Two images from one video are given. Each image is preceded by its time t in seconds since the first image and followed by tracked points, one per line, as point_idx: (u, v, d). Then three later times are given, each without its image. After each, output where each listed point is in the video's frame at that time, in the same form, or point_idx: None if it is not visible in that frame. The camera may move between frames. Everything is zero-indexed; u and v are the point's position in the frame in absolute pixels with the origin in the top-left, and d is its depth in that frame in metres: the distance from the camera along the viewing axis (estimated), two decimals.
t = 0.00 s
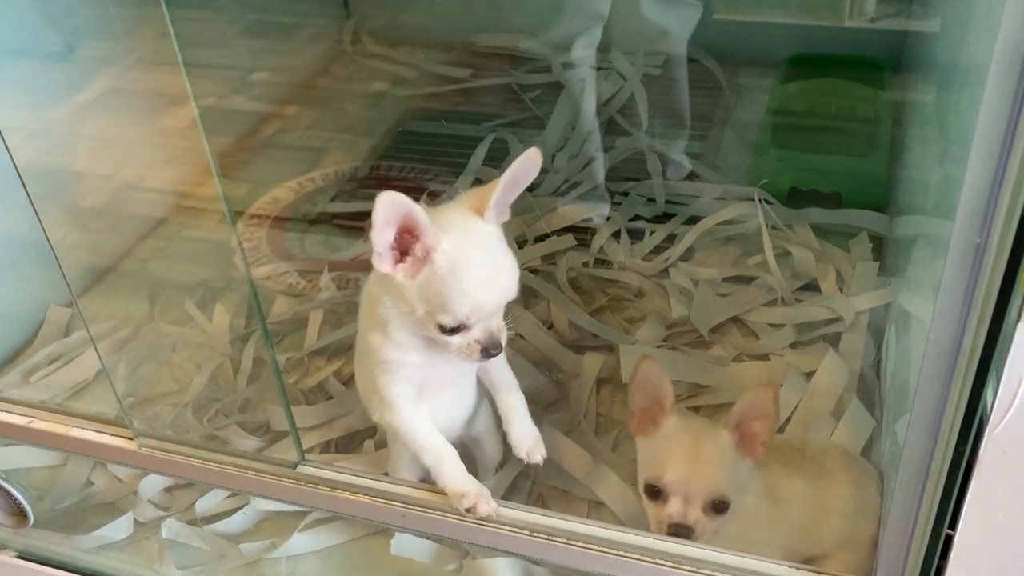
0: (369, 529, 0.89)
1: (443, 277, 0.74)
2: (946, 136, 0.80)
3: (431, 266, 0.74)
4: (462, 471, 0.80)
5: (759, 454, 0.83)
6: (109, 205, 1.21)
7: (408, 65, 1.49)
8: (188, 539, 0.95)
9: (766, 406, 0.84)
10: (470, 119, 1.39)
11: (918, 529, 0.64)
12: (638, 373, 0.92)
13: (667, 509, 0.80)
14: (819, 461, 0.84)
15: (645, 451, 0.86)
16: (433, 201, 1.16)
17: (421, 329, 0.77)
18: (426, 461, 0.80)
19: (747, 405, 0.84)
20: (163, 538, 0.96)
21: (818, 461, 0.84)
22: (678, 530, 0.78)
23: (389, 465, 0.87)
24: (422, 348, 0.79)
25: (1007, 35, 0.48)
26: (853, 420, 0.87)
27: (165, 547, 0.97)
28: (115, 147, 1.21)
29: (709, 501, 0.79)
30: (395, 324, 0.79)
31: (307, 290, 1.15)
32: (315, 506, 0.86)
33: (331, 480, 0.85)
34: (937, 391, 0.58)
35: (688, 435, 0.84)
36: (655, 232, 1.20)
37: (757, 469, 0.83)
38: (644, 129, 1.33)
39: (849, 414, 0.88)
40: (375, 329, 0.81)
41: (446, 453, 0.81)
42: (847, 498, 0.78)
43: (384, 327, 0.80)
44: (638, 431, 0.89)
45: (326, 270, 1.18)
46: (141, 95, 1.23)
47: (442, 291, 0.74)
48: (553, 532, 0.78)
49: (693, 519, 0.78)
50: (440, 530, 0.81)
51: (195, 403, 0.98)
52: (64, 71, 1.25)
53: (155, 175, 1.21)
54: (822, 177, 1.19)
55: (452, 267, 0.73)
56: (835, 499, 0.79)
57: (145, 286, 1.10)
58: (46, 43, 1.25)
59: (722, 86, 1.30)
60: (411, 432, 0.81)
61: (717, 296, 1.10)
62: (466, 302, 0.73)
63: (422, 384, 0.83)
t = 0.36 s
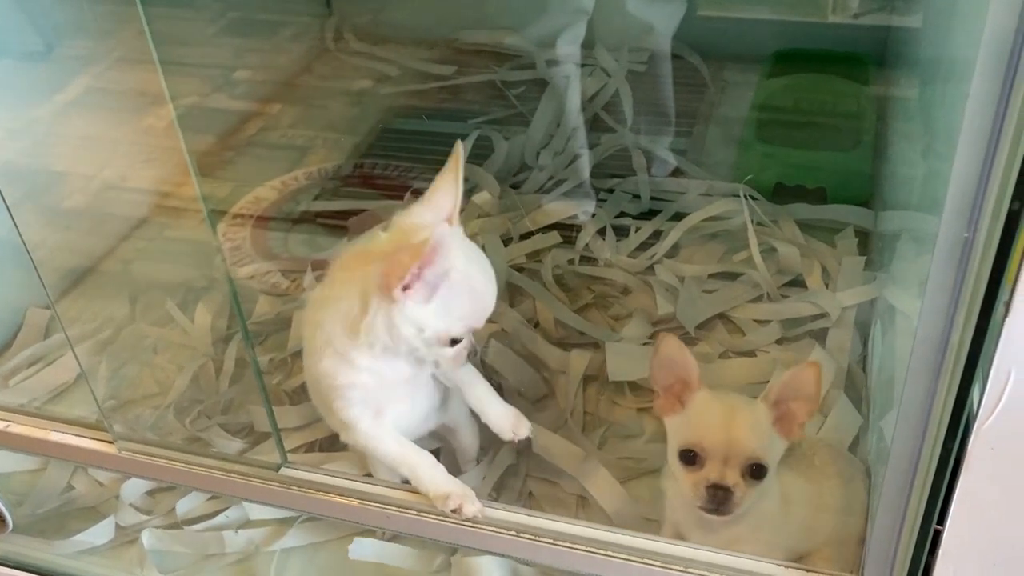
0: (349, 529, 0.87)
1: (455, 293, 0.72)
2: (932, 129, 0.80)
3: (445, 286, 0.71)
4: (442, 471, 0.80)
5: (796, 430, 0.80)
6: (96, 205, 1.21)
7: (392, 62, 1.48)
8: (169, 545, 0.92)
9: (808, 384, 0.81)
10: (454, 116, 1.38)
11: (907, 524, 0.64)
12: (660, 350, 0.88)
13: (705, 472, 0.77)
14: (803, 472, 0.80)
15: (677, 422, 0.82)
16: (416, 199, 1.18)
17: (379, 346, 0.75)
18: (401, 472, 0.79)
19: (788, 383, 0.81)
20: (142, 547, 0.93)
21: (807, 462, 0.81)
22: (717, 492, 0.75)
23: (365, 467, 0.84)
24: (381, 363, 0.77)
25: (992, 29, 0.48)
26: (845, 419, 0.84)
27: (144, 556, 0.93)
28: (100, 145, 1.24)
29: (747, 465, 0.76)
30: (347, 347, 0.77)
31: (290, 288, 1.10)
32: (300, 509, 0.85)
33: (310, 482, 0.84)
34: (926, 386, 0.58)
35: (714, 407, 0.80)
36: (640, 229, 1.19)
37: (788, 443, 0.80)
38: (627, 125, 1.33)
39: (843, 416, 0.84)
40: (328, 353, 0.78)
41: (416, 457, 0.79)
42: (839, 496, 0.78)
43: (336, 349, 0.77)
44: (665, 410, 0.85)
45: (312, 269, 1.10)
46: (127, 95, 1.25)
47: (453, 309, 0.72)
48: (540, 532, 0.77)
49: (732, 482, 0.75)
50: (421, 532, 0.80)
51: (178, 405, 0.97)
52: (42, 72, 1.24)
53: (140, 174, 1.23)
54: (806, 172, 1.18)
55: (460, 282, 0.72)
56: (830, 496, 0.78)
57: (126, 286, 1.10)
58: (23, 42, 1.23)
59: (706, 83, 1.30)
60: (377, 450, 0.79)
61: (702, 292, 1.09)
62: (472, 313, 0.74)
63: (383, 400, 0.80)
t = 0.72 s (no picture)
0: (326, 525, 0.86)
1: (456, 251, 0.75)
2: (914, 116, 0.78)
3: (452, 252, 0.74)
4: (414, 464, 0.78)
5: (798, 413, 0.77)
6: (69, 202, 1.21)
7: (369, 53, 1.46)
8: (140, 543, 0.90)
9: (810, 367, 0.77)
10: (432, 106, 1.36)
11: (893, 509, 0.63)
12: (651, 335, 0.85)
13: (704, 457, 0.75)
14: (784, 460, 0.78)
15: (673, 409, 0.80)
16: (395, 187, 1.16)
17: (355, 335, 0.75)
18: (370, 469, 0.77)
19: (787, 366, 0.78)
20: (111, 545, 0.90)
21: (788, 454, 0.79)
22: (718, 476, 0.73)
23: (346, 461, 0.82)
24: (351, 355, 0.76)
25: None
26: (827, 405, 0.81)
27: (113, 554, 0.90)
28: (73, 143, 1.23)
29: (747, 448, 0.74)
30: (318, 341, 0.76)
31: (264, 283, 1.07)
32: (270, 506, 0.83)
33: (281, 477, 0.82)
34: (911, 369, 0.57)
35: (709, 391, 0.78)
36: (620, 219, 1.18)
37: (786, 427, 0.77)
38: (607, 114, 1.31)
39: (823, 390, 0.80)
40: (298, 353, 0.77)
41: (384, 449, 0.77)
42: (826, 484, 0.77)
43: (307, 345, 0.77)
44: (661, 397, 0.82)
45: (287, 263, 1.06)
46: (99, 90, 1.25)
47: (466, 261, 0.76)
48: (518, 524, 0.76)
49: (733, 465, 0.73)
50: (396, 527, 0.79)
51: (149, 402, 0.96)
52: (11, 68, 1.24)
53: (112, 170, 1.21)
54: (787, 160, 1.18)
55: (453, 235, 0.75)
56: (814, 485, 0.77)
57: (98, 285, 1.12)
58: None
59: (687, 71, 1.28)
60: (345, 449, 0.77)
61: (682, 282, 1.08)
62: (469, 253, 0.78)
63: (354, 400, 0.79)
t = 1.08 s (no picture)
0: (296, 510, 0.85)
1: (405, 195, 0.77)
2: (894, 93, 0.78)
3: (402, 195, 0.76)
4: (383, 444, 0.76)
5: (771, 389, 0.78)
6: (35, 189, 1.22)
7: (342, 36, 1.42)
8: (106, 533, 0.87)
9: (780, 342, 0.78)
10: (405, 88, 1.34)
11: (874, 480, 0.61)
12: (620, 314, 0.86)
13: (676, 437, 0.74)
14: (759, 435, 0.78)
15: (644, 388, 0.79)
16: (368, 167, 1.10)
17: (318, 300, 0.74)
18: (338, 450, 0.75)
19: (760, 342, 0.79)
20: (77, 536, 0.88)
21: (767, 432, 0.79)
22: (690, 457, 0.72)
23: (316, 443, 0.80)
24: (313, 322, 0.75)
25: None
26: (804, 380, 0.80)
27: (80, 544, 0.88)
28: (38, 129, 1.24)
29: (719, 427, 0.73)
30: (278, 309, 0.74)
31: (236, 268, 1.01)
32: (238, 490, 0.83)
33: (246, 460, 0.81)
34: (891, 333, 0.55)
35: (679, 370, 0.78)
36: (597, 200, 1.16)
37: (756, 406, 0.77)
38: (584, 94, 1.29)
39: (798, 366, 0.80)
40: (258, 326, 0.75)
41: (356, 432, 0.76)
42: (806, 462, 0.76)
43: (268, 315, 0.75)
44: (631, 376, 0.82)
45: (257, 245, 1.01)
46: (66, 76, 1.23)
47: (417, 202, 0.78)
48: (489, 504, 0.75)
49: (706, 446, 0.72)
50: (367, 509, 0.78)
51: (116, 389, 0.94)
52: None
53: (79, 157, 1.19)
54: (766, 141, 1.16)
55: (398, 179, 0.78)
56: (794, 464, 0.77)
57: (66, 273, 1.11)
58: None
59: (664, 52, 1.28)
60: (313, 427, 0.76)
61: (660, 261, 1.07)
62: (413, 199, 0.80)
63: (322, 374, 0.77)
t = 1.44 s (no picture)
0: (280, 500, 0.84)
1: (447, 272, 0.75)
2: (881, 78, 0.78)
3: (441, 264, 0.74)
4: (368, 431, 0.75)
5: (754, 369, 0.78)
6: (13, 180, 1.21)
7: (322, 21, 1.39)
8: (86, 524, 0.86)
9: (763, 323, 0.78)
10: (387, 74, 1.32)
11: (867, 458, 0.60)
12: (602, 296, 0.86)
13: (659, 420, 0.74)
14: (744, 415, 0.77)
15: (626, 371, 0.79)
16: (346, 159, 1.20)
17: (317, 291, 0.72)
18: (323, 435, 0.74)
19: (743, 324, 0.79)
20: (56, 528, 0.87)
21: (751, 411, 0.78)
22: (673, 438, 0.72)
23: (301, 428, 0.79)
24: (308, 311, 0.73)
25: None
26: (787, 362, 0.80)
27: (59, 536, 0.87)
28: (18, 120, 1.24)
29: (702, 409, 0.74)
30: (281, 281, 0.74)
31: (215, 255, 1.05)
32: (217, 478, 0.80)
33: (228, 447, 0.79)
34: (883, 308, 0.54)
35: (661, 351, 0.78)
36: (583, 184, 1.15)
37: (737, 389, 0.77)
38: (568, 79, 1.29)
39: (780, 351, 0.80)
40: (257, 297, 0.75)
41: (348, 422, 0.75)
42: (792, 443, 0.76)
43: (268, 286, 0.74)
44: (613, 360, 0.82)
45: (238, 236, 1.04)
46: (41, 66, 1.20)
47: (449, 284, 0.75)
48: (477, 489, 0.74)
49: (688, 428, 0.73)
50: (352, 497, 0.76)
51: (95, 378, 0.93)
52: None
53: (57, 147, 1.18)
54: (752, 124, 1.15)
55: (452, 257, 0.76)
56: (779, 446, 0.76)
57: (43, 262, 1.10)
58: None
59: (648, 37, 1.26)
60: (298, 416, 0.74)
61: (645, 245, 1.06)
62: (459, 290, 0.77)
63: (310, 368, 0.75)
